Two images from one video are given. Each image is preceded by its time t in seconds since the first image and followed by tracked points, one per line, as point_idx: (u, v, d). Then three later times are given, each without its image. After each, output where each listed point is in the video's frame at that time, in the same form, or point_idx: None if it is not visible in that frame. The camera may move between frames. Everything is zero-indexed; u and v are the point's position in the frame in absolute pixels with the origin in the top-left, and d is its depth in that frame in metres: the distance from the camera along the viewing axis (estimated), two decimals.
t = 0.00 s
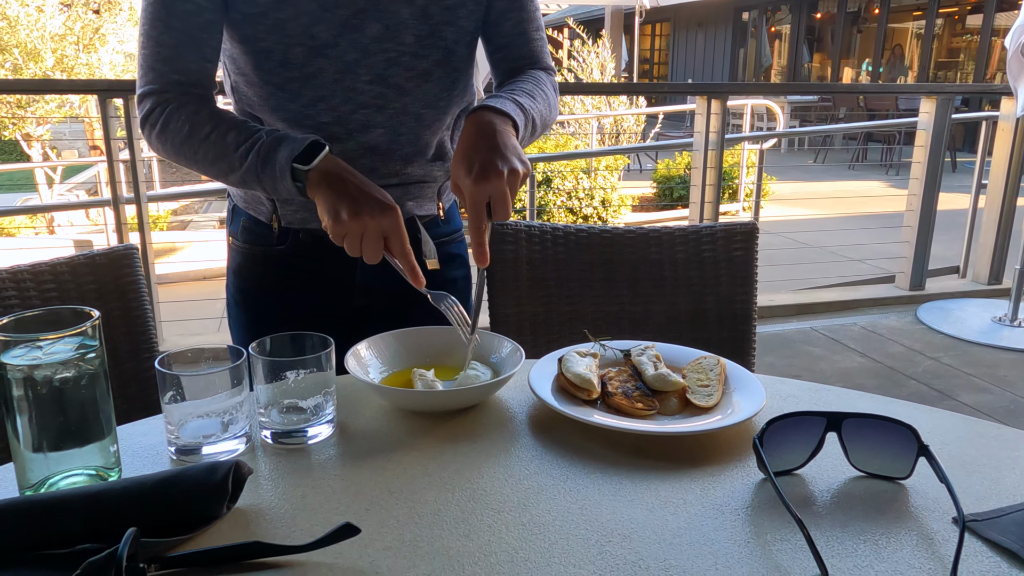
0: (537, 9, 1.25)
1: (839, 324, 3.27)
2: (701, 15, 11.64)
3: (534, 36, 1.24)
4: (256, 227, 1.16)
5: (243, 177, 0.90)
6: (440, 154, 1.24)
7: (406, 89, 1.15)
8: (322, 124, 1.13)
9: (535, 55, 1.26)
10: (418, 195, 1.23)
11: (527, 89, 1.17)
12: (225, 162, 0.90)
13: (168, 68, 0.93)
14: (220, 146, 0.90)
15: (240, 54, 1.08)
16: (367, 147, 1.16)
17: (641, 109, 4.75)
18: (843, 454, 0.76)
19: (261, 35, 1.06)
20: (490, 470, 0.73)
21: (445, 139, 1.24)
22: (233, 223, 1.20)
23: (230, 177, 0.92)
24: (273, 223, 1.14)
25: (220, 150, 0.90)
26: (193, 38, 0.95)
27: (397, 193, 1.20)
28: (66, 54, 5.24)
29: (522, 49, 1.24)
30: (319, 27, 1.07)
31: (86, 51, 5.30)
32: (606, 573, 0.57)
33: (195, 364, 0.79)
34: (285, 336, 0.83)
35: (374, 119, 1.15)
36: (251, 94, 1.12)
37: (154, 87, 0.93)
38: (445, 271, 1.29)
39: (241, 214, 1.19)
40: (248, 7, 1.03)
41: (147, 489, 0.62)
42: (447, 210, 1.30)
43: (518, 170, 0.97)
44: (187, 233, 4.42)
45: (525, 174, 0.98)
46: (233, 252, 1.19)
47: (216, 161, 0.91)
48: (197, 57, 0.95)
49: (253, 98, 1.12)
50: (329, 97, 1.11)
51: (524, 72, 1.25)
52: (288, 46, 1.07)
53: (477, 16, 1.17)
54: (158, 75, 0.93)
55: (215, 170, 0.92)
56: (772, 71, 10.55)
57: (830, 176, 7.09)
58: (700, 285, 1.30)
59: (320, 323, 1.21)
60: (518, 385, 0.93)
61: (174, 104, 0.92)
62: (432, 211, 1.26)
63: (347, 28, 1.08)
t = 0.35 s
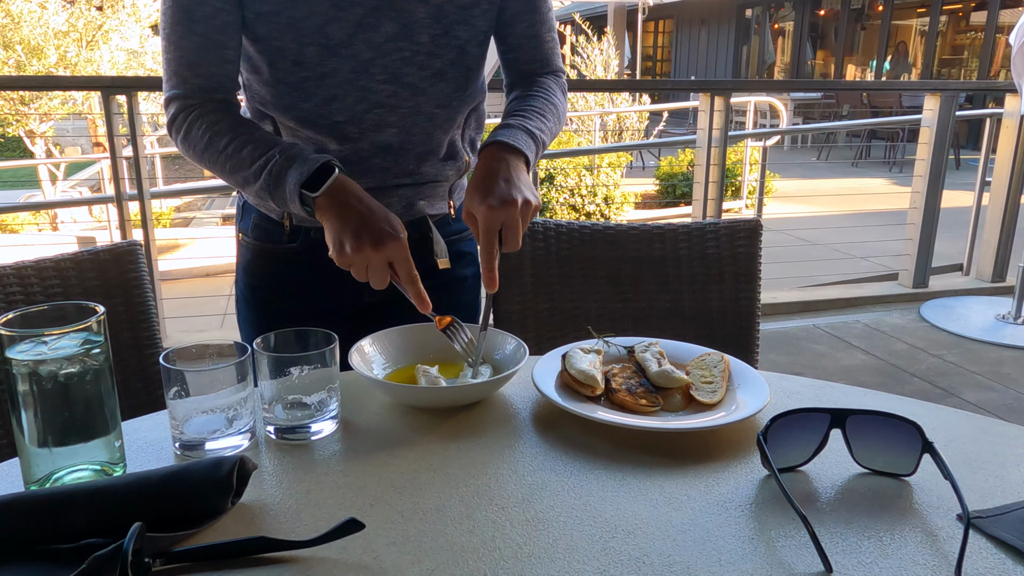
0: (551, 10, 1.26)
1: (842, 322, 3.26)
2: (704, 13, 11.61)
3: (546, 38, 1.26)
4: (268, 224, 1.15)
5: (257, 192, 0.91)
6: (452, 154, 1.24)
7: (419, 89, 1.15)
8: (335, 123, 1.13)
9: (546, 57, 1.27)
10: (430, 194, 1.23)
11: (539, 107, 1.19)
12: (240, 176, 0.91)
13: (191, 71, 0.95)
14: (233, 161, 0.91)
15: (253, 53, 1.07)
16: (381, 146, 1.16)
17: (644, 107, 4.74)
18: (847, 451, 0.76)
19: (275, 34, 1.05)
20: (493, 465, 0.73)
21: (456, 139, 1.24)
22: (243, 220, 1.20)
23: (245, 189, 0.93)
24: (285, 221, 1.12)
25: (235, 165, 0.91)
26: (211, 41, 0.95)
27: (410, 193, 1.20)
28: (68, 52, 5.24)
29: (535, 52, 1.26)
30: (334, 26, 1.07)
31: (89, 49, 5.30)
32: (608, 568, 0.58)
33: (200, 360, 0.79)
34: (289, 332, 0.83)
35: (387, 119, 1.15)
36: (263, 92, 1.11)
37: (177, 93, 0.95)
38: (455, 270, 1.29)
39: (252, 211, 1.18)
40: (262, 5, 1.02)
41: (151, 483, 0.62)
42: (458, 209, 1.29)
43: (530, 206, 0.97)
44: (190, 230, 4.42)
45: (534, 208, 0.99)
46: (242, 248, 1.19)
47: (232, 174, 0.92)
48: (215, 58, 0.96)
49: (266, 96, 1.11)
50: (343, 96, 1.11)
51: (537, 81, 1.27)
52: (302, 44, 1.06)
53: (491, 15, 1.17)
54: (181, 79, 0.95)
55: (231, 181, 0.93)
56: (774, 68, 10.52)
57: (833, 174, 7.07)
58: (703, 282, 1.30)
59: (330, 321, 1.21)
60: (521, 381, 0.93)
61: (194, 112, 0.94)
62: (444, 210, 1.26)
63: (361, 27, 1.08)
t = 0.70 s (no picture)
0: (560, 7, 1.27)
1: (844, 316, 3.26)
2: (706, 5, 11.57)
3: (556, 30, 1.28)
4: (277, 219, 1.15)
5: (279, 169, 0.90)
6: (465, 150, 1.24)
7: (436, 81, 1.14)
8: (352, 116, 1.13)
9: (556, 46, 1.30)
10: (443, 191, 1.23)
11: (564, 89, 1.24)
12: (261, 155, 0.90)
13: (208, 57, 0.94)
14: (252, 140, 0.90)
15: (271, 44, 1.06)
16: (398, 141, 1.16)
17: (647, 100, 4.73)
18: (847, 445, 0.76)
19: (296, 24, 1.03)
20: (493, 460, 0.73)
21: (469, 134, 1.24)
22: (250, 215, 1.20)
23: (269, 169, 0.92)
24: (297, 217, 1.13)
25: (255, 144, 0.90)
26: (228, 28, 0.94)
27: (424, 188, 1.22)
28: (70, 45, 5.24)
29: (548, 45, 1.28)
30: (355, 17, 1.05)
31: (90, 42, 5.30)
32: (608, 562, 0.58)
33: (202, 354, 0.79)
34: (290, 327, 0.83)
35: (404, 112, 1.14)
36: (277, 83, 1.10)
37: (195, 80, 0.95)
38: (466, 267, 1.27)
39: (261, 206, 1.18)
40: None
41: (151, 477, 0.62)
42: (469, 204, 1.30)
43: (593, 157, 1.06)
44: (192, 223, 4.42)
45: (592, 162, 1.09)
46: (250, 243, 1.19)
47: (253, 155, 0.91)
48: (234, 49, 0.95)
49: (282, 89, 1.10)
50: (362, 89, 1.11)
51: (550, 70, 1.29)
52: (322, 35, 1.05)
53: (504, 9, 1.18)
54: (199, 66, 0.95)
55: (254, 163, 0.92)
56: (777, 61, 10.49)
57: (835, 167, 7.06)
58: (705, 275, 1.30)
59: (339, 316, 1.21)
60: (522, 375, 0.93)
61: (212, 97, 0.94)
62: (456, 206, 1.27)
63: (382, 18, 1.07)
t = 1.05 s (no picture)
0: None
1: (854, 302, 3.24)
2: None
3: None
4: (295, 202, 1.14)
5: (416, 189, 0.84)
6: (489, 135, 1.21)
7: (471, 68, 1.11)
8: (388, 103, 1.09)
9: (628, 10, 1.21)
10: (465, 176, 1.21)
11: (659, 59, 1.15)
12: (396, 174, 0.83)
13: (316, 50, 0.84)
14: (387, 160, 0.83)
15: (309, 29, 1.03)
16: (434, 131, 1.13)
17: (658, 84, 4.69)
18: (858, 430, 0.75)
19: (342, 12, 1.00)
20: (502, 443, 0.73)
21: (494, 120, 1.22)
22: (264, 198, 1.19)
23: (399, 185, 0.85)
24: (316, 200, 1.12)
25: (390, 163, 0.83)
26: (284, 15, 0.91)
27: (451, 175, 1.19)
28: (79, 27, 5.23)
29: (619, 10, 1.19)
30: (395, 4, 1.02)
31: (99, 25, 5.29)
32: (618, 545, 0.58)
33: (210, 336, 0.79)
34: (298, 309, 0.83)
35: (438, 100, 1.11)
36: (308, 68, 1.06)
37: (307, 82, 0.85)
38: (484, 253, 1.25)
39: (278, 188, 1.16)
40: None
41: (160, 457, 0.62)
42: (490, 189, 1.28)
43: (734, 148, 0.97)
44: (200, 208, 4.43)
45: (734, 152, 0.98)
46: (264, 225, 1.18)
47: (384, 172, 0.84)
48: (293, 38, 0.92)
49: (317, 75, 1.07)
50: (401, 78, 1.08)
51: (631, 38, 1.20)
52: (367, 24, 1.02)
53: None
54: (306, 63, 0.85)
55: (384, 178, 0.85)
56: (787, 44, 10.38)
57: (846, 152, 7.00)
58: (713, 261, 1.29)
59: (353, 301, 1.20)
60: (530, 358, 0.93)
61: (333, 104, 0.84)
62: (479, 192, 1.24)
63: (420, 4, 1.04)
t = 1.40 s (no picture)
0: None
1: (853, 286, 3.24)
2: None
3: None
4: (303, 173, 1.13)
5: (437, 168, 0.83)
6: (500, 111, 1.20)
7: (490, 45, 1.08)
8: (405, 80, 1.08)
9: None
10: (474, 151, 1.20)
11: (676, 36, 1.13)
12: (417, 152, 0.83)
13: (339, 23, 0.84)
14: (408, 138, 0.82)
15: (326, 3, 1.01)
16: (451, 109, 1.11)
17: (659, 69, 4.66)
18: (863, 394, 0.75)
19: None
20: (510, 406, 0.73)
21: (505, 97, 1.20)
22: (270, 168, 1.18)
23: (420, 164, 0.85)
24: (325, 171, 1.11)
25: (412, 142, 0.82)
26: None
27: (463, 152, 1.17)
28: (73, 11, 5.16)
29: None
30: None
31: (93, 10, 5.24)
32: (628, 500, 0.58)
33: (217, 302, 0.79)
34: (304, 275, 0.83)
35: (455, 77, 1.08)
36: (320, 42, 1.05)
37: (330, 57, 0.84)
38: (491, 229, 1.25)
39: (285, 159, 1.15)
40: None
41: (169, 416, 0.62)
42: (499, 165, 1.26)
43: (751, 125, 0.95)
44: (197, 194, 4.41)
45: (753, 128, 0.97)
46: (270, 196, 1.17)
47: (406, 150, 0.83)
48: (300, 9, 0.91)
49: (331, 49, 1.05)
50: (418, 54, 1.06)
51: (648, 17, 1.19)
52: None
53: None
54: (329, 36, 0.84)
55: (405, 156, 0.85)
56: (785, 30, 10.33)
57: (843, 139, 6.99)
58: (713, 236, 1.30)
59: (359, 274, 1.20)
60: (536, 326, 0.93)
61: (356, 79, 0.83)
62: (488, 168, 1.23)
63: None
